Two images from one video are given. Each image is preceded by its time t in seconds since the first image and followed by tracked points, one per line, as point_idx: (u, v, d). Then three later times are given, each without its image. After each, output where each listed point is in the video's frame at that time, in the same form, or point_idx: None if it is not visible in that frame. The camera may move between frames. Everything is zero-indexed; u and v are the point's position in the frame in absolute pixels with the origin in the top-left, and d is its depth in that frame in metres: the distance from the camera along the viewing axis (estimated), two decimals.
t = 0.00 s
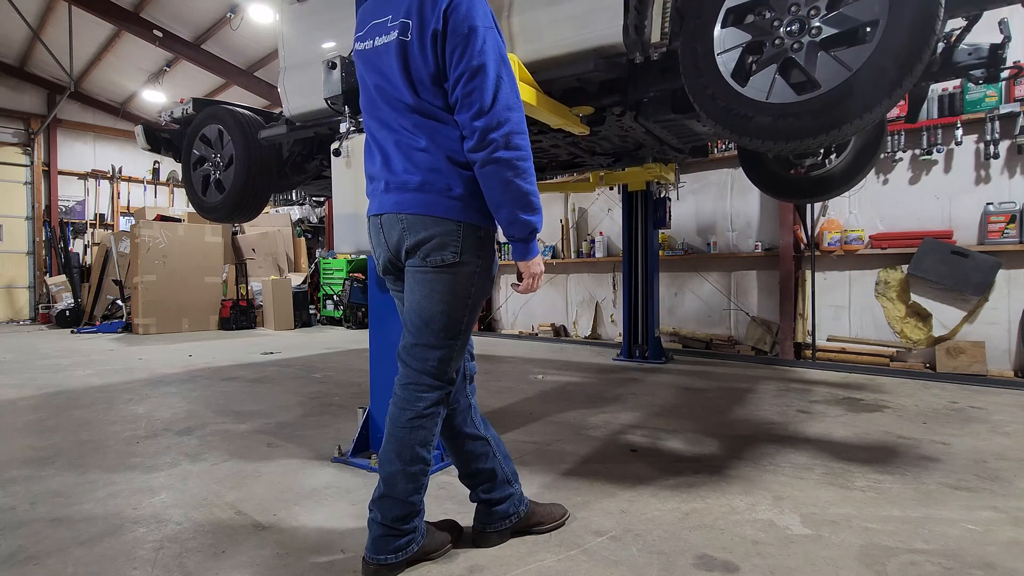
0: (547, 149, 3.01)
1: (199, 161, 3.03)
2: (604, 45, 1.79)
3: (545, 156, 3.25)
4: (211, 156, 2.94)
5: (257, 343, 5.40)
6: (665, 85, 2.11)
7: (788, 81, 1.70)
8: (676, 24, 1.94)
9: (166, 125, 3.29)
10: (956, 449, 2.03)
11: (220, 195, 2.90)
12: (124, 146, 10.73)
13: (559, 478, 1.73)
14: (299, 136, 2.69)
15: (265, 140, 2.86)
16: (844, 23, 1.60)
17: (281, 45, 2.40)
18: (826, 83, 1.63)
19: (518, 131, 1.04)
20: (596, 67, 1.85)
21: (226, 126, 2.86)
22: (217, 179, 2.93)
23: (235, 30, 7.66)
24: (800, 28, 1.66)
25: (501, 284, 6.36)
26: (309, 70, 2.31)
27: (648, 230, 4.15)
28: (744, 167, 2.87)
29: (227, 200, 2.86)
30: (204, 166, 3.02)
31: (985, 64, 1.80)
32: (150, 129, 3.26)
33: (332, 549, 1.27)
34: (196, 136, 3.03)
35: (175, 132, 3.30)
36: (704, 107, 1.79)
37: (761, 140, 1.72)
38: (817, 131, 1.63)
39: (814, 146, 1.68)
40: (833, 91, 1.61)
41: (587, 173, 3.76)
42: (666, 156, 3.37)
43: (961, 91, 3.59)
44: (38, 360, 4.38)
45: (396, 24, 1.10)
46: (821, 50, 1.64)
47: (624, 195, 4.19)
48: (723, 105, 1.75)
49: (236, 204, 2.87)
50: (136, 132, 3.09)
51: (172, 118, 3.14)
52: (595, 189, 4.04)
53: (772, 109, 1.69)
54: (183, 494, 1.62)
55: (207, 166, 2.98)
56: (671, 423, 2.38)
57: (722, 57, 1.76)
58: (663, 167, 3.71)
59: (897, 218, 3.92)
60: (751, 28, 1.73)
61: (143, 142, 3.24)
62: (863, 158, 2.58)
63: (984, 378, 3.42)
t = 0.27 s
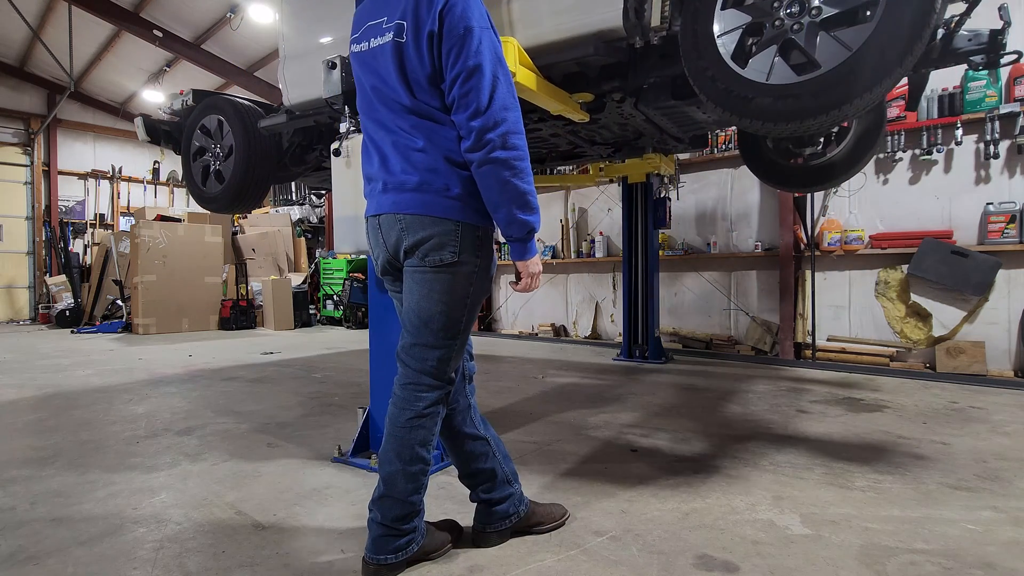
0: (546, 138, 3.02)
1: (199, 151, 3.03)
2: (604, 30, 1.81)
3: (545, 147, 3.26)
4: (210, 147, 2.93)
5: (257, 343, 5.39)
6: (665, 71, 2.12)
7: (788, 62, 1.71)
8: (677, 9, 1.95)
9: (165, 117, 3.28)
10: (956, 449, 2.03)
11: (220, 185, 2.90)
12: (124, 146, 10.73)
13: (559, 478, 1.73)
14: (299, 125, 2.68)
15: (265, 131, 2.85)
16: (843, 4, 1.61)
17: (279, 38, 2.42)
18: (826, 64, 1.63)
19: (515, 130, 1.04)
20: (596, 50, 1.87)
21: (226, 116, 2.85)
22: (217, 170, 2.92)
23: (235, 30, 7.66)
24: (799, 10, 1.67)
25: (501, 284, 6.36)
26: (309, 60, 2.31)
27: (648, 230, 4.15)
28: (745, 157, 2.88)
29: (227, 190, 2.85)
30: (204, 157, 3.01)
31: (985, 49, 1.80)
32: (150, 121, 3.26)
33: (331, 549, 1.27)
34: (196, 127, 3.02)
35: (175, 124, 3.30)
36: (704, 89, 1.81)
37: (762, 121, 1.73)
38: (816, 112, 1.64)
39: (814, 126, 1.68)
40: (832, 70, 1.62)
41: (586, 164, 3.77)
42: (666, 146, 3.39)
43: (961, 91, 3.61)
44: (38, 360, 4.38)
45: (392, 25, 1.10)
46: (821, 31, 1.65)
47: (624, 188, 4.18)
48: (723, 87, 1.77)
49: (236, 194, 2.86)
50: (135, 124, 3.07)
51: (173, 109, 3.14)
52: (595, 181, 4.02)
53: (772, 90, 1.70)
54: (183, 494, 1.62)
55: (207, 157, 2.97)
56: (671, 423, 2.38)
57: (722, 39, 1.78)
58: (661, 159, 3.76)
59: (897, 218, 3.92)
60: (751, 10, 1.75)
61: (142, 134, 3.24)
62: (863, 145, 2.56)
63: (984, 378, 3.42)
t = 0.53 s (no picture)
0: (546, 128, 3.02)
1: (199, 142, 3.01)
2: (604, 15, 1.82)
3: (544, 137, 3.26)
4: (211, 137, 2.92)
5: (257, 343, 5.39)
6: (665, 56, 2.11)
7: (788, 43, 1.72)
8: None
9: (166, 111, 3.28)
10: (956, 450, 2.02)
11: (220, 175, 2.88)
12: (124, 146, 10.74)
13: (558, 478, 1.73)
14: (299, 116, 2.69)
15: (266, 121, 2.84)
16: None
17: (278, 31, 2.43)
18: (826, 44, 1.65)
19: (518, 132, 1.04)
20: (595, 34, 1.89)
21: (226, 106, 2.84)
22: (216, 160, 2.91)
23: (235, 30, 7.67)
24: None
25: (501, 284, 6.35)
26: (310, 48, 2.31)
27: (648, 230, 4.16)
28: (744, 145, 2.87)
29: (226, 180, 2.84)
30: (204, 147, 3.00)
31: (985, 35, 1.81)
32: (150, 113, 3.25)
33: (331, 549, 1.27)
34: (196, 117, 3.01)
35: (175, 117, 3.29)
36: (704, 70, 1.81)
37: (762, 102, 1.74)
38: (817, 93, 1.66)
39: (814, 108, 1.70)
40: (833, 50, 1.63)
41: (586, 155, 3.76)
42: (666, 137, 3.40)
43: (961, 91, 3.61)
44: (38, 360, 4.38)
45: (397, 25, 1.10)
46: (821, 12, 1.67)
47: (624, 180, 4.17)
48: (723, 69, 1.77)
49: (236, 184, 2.84)
50: (136, 116, 3.05)
51: (173, 101, 3.14)
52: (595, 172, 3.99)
53: (772, 71, 1.71)
54: (183, 494, 1.62)
55: (207, 147, 2.96)
56: (671, 423, 2.38)
57: (722, 21, 1.78)
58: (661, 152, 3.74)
59: (897, 218, 3.92)
60: None
61: (143, 127, 3.23)
62: (862, 133, 2.57)
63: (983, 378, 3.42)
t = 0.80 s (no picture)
0: (546, 118, 3.02)
1: (198, 132, 3.01)
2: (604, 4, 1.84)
3: (544, 127, 3.25)
4: (210, 128, 2.92)
5: (257, 343, 5.39)
6: (665, 43, 2.11)
7: (788, 26, 1.73)
8: None
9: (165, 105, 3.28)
10: (957, 450, 2.02)
11: (220, 165, 2.88)
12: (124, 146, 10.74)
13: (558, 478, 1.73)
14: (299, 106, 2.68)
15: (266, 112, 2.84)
16: None
17: (278, 31, 2.43)
18: (827, 26, 1.66)
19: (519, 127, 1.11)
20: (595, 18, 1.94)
21: (226, 96, 2.84)
22: (217, 150, 2.91)
23: (235, 30, 7.67)
24: None
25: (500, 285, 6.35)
26: (311, 36, 2.32)
27: (648, 230, 4.16)
28: (743, 133, 2.88)
29: (226, 171, 2.84)
30: (204, 138, 3.00)
31: (985, 21, 1.81)
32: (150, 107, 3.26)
33: (331, 550, 1.27)
34: (196, 108, 3.01)
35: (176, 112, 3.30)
36: (704, 54, 1.80)
37: (762, 85, 1.75)
38: (817, 74, 1.66)
39: (815, 88, 1.70)
40: (834, 32, 1.63)
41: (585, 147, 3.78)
42: (666, 128, 3.35)
43: (961, 91, 3.61)
44: (38, 360, 4.38)
45: (401, 28, 1.13)
46: None
47: (623, 171, 4.14)
48: (723, 51, 1.77)
49: (236, 175, 2.84)
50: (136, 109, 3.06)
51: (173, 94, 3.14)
52: (595, 164, 3.93)
53: (772, 53, 1.71)
54: (183, 494, 1.62)
55: (207, 138, 2.96)
56: (671, 423, 2.38)
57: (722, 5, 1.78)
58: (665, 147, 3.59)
59: (897, 218, 3.92)
60: None
61: (143, 121, 3.23)
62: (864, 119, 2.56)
63: (984, 378, 3.42)
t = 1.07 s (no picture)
0: (547, 117, 3.02)
1: (199, 132, 3.01)
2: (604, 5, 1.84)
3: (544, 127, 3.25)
4: (210, 128, 2.92)
5: (257, 343, 5.39)
6: (665, 43, 2.11)
7: (788, 26, 1.73)
8: None
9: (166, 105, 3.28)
10: (957, 450, 2.02)
11: (220, 165, 2.89)
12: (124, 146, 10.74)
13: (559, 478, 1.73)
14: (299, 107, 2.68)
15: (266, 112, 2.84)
16: None
17: (279, 32, 2.44)
18: (826, 26, 1.66)
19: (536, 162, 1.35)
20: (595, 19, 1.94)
21: (226, 97, 2.84)
22: (217, 150, 2.92)
23: (235, 30, 7.67)
24: None
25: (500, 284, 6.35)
26: (310, 36, 2.33)
27: (648, 230, 4.16)
28: (744, 135, 2.89)
29: (226, 171, 2.83)
30: (204, 138, 3.00)
31: (985, 21, 1.81)
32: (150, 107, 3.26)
33: (331, 550, 1.27)
34: (196, 108, 3.02)
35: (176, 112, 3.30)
36: (703, 54, 1.81)
37: (762, 85, 1.75)
38: (817, 74, 1.66)
39: (814, 88, 1.70)
40: (833, 31, 1.63)
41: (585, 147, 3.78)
42: (666, 129, 3.34)
43: (961, 92, 3.61)
44: (38, 360, 4.38)
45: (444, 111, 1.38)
46: None
47: (623, 171, 4.15)
48: (723, 51, 1.77)
49: (236, 175, 2.84)
50: (136, 109, 3.07)
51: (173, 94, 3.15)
52: (596, 164, 3.91)
53: (772, 53, 1.71)
54: (183, 494, 1.62)
55: (207, 138, 2.96)
56: (670, 423, 2.38)
57: (721, 5, 1.79)
58: (664, 147, 3.52)
59: (897, 218, 3.92)
60: None
61: (143, 121, 3.23)
62: (865, 119, 2.56)
63: (984, 378, 3.42)
